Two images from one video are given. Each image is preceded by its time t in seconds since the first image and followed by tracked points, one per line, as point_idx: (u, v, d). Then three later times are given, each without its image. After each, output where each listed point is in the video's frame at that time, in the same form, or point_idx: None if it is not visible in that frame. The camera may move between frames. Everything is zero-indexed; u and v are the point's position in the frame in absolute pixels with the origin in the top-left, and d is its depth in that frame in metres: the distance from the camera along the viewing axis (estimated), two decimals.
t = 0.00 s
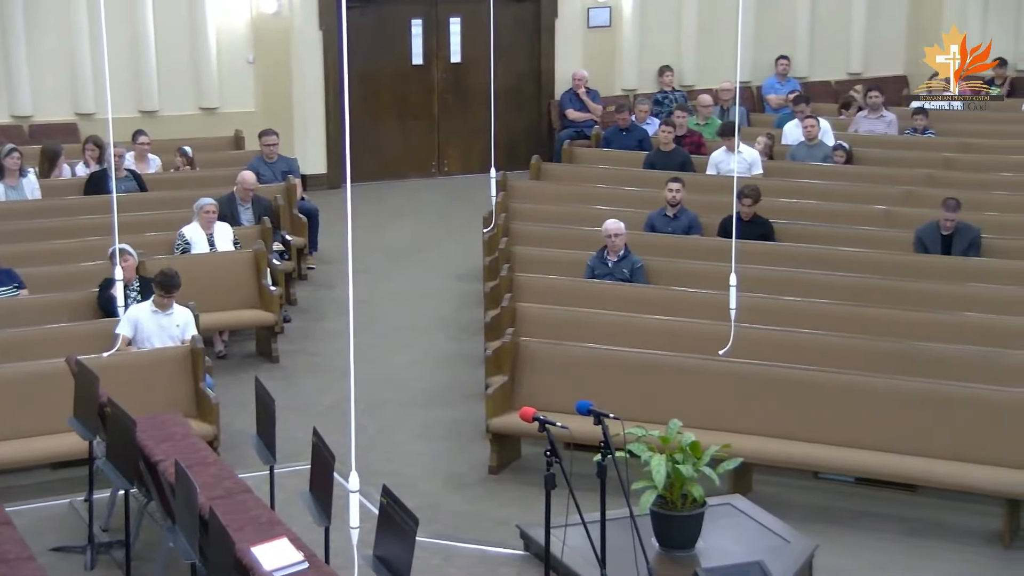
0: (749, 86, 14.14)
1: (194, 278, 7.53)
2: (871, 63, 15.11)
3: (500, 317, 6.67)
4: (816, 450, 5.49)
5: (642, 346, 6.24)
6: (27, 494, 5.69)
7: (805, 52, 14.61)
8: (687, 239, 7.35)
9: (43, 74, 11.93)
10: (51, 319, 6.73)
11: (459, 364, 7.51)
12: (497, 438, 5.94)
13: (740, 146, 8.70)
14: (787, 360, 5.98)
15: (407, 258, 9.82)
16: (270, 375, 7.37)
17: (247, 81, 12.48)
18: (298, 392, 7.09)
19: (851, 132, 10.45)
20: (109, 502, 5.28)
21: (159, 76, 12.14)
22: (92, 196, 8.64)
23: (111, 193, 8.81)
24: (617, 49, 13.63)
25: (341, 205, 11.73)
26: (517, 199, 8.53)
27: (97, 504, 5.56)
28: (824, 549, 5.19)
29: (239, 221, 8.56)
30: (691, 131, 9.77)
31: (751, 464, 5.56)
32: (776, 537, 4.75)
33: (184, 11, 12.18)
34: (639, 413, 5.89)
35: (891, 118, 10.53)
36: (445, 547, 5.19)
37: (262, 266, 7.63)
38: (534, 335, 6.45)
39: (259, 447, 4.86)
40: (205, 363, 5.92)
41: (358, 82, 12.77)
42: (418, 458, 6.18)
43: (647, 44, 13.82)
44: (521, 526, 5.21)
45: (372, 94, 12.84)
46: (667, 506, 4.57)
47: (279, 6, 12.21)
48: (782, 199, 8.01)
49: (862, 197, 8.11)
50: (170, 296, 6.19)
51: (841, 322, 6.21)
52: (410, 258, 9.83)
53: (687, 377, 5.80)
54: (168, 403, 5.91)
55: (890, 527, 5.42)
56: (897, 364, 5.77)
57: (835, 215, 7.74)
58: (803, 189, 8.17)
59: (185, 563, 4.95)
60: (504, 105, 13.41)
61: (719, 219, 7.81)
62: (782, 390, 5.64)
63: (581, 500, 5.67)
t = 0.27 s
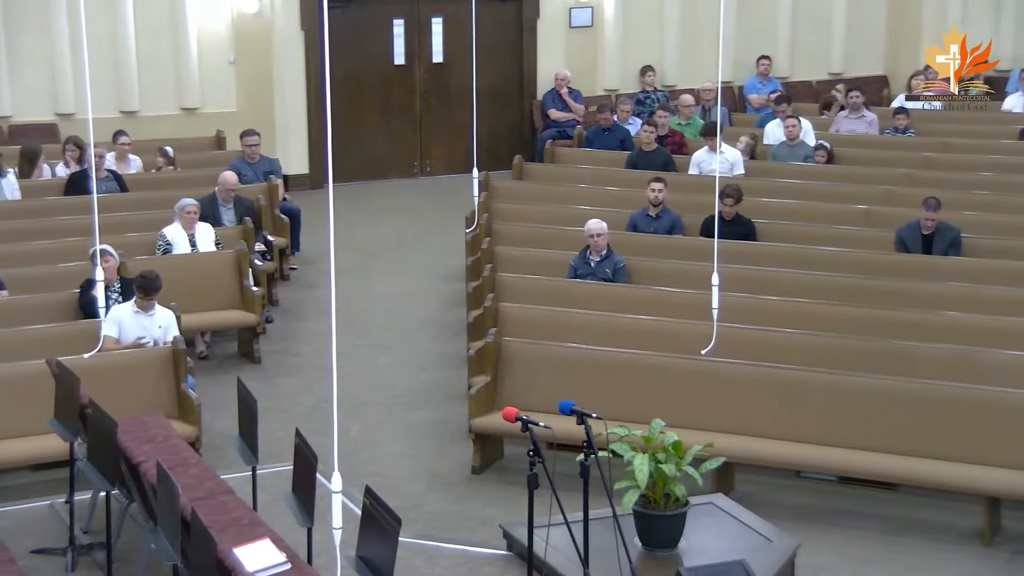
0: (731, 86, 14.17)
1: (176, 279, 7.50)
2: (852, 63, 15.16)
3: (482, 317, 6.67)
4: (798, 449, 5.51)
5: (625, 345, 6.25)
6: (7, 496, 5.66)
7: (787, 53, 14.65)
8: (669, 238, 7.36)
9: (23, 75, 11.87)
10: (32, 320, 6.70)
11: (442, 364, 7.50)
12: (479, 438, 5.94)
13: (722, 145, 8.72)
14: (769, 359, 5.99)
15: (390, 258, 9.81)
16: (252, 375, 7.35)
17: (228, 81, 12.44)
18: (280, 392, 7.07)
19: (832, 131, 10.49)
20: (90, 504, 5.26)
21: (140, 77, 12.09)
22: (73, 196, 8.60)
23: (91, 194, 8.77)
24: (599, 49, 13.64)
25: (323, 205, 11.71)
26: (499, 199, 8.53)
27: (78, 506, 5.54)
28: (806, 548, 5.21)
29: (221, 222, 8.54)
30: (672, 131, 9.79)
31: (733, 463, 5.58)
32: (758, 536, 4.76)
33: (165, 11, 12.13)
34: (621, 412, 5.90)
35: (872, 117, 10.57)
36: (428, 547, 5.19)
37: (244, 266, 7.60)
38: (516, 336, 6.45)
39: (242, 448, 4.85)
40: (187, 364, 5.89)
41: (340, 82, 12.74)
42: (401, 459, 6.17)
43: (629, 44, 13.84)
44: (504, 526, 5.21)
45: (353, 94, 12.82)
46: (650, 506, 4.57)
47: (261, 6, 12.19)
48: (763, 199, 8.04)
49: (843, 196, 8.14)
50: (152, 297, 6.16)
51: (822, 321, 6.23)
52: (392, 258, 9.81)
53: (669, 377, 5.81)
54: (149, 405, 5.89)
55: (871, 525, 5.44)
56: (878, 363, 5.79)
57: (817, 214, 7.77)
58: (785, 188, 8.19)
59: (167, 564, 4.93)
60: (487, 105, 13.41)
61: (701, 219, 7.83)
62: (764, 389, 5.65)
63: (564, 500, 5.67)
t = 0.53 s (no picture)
0: (712, 86, 14.20)
1: (157, 279, 7.47)
2: (833, 63, 15.21)
3: (465, 317, 6.67)
4: (780, 448, 5.52)
5: (607, 345, 6.26)
6: None
7: (767, 53, 14.70)
8: (651, 238, 7.37)
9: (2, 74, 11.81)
10: (12, 321, 6.67)
11: (424, 365, 7.50)
12: (462, 438, 5.94)
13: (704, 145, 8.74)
14: (751, 359, 6.00)
15: (372, 259, 9.79)
16: (234, 376, 7.33)
17: (209, 81, 12.39)
18: (262, 393, 7.05)
19: (813, 131, 10.52)
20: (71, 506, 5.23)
21: (120, 77, 12.04)
22: (53, 197, 8.56)
23: (72, 194, 8.74)
24: (581, 49, 13.66)
25: (305, 205, 11.69)
26: (482, 199, 8.53)
27: (59, 507, 5.51)
28: (788, 547, 5.23)
29: (202, 222, 8.51)
30: (654, 130, 9.80)
31: (715, 462, 5.59)
32: (740, 535, 4.76)
33: (145, 10, 12.08)
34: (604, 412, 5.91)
35: (853, 117, 10.60)
36: (410, 547, 5.18)
37: (225, 267, 7.58)
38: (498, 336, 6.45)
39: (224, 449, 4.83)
40: (168, 365, 5.87)
41: (321, 82, 12.71)
42: (383, 459, 6.16)
43: (611, 44, 13.86)
44: (487, 526, 5.21)
45: (335, 95, 12.79)
46: (633, 505, 4.57)
47: (242, 6, 12.16)
48: (745, 198, 8.06)
49: (824, 196, 8.17)
50: (134, 300, 6.13)
51: (804, 320, 6.25)
52: (374, 258, 9.80)
53: (651, 376, 5.82)
54: (130, 406, 5.87)
55: (853, 524, 5.46)
56: (860, 362, 5.81)
57: (798, 214, 7.79)
58: (766, 188, 8.22)
59: (148, 566, 4.91)
60: (468, 105, 13.40)
61: (683, 219, 7.84)
62: (746, 388, 5.67)
63: (547, 500, 5.67)
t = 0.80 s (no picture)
0: (694, 86, 14.23)
1: (138, 280, 7.44)
2: (814, 63, 15.26)
3: (448, 317, 6.67)
4: (762, 448, 5.54)
5: (590, 345, 6.26)
6: None
7: (749, 53, 14.73)
8: (633, 238, 7.38)
9: None
10: None
11: (407, 365, 7.49)
12: (445, 438, 5.93)
13: (686, 145, 8.76)
14: (734, 358, 6.02)
15: (354, 259, 9.78)
16: (216, 377, 7.31)
17: (190, 81, 12.35)
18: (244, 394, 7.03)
19: (795, 131, 10.55)
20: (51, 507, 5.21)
21: (101, 77, 11.99)
22: (33, 198, 8.52)
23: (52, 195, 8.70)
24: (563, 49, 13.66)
25: (287, 206, 11.66)
26: (464, 199, 8.52)
27: (39, 509, 5.48)
28: (770, 546, 5.24)
29: (184, 222, 8.48)
30: (637, 130, 9.82)
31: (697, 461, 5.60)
32: (723, 534, 4.77)
33: (125, 10, 12.03)
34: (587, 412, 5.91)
35: (834, 117, 10.64)
36: (393, 548, 5.17)
37: (207, 267, 7.56)
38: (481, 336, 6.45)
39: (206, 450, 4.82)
40: (149, 365, 5.85)
41: (303, 82, 12.69)
42: (366, 459, 6.16)
43: (593, 44, 13.87)
44: (470, 526, 5.20)
45: (316, 95, 12.77)
46: (616, 504, 4.58)
47: (223, 6, 12.13)
48: (727, 198, 8.08)
49: (806, 196, 8.19)
50: (114, 301, 6.11)
51: (786, 320, 6.26)
52: (356, 258, 9.79)
53: (634, 376, 5.82)
54: (111, 407, 5.84)
55: (835, 523, 5.48)
56: (842, 361, 5.83)
57: (780, 213, 7.82)
58: (748, 188, 8.24)
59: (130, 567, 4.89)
60: (451, 105, 13.39)
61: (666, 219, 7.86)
62: (728, 388, 5.68)
63: (530, 500, 5.67)
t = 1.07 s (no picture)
0: (677, 85, 14.25)
1: (120, 281, 7.41)
2: (796, 63, 15.29)
3: (431, 317, 6.67)
4: (744, 447, 5.55)
5: (572, 345, 6.27)
6: None
7: (731, 53, 14.77)
8: (616, 238, 7.39)
9: None
10: None
11: (390, 365, 7.48)
12: (428, 438, 5.92)
13: (668, 145, 8.77)
14: (717, 358, 6.03)
15: (337, 259, 9.76)
16: (198, 377, 7.28)
17: (172, 80, 12.31)
18: (227, 394, 7.01)
19: (776, 131, 10.58)
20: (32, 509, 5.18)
21: (82, 77, 11.94)
22: (13, 198, 8.48)
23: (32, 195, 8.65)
24: (546, 49, 13.67)
25: (269, 206, 11.63)
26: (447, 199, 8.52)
27: (20, 511, 5.45)
28: (752, 545, 5.25)
29: (166, 223, 8.45)
30: (619, 130, 9.83)
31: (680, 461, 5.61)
32: (705, 534, 4.77)
33: (106, 10, 11.97)
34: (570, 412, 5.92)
35: (816, 117, 10.68)
36: (376, 548, 5.17)
37: (190, 268, 7.53)
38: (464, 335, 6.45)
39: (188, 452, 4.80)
40: (131, 366, 5.82)
41: (285, 82, 12.66)
42: (349, 460, 6.14)
43: (576, 44, 13.88)
44: (453, 526, 5.20)
45: (298, 96, 12.74)
46: (598, 504, 4.58)
47: (204, 6, 12.10)
48: (709, 198, 8.10)
49: (788, 195, 8.21)
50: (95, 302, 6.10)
51: (768, 319, 6.28)
52: (339, 259, 9.77)
53: (618, 375, 5.83)
54: (93, 408, 5.82)
55: (818, 522, 5.49)
56: (824, 360, 5.84)
57: (762, 213, 7.84)
58: (730, 188, 8.27)
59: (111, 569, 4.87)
60: (433, 105, 13.38)
61: (648, 219, 7.87)
62: (711, 387, 5.69)
63: (513, 500, 5.67)
